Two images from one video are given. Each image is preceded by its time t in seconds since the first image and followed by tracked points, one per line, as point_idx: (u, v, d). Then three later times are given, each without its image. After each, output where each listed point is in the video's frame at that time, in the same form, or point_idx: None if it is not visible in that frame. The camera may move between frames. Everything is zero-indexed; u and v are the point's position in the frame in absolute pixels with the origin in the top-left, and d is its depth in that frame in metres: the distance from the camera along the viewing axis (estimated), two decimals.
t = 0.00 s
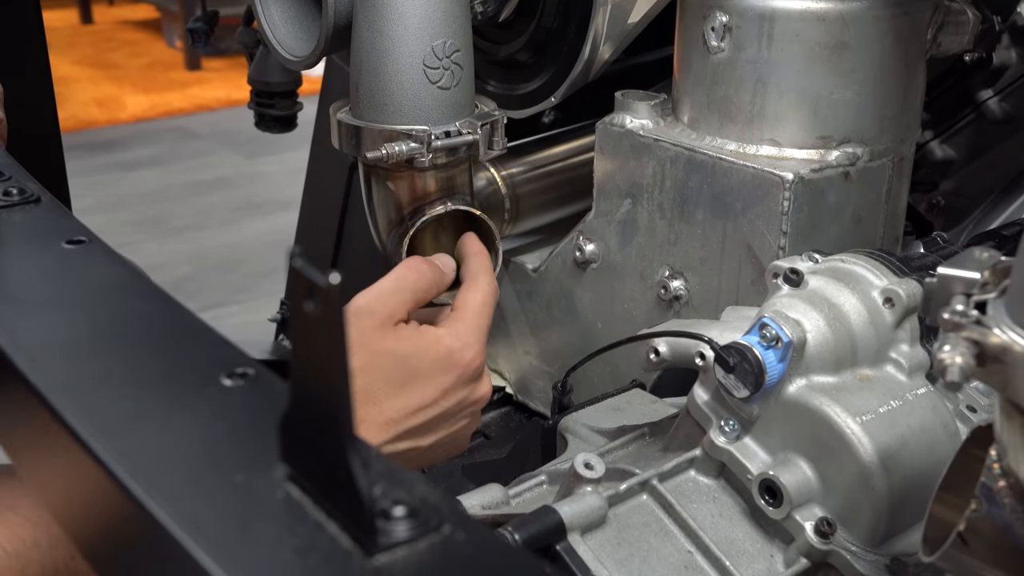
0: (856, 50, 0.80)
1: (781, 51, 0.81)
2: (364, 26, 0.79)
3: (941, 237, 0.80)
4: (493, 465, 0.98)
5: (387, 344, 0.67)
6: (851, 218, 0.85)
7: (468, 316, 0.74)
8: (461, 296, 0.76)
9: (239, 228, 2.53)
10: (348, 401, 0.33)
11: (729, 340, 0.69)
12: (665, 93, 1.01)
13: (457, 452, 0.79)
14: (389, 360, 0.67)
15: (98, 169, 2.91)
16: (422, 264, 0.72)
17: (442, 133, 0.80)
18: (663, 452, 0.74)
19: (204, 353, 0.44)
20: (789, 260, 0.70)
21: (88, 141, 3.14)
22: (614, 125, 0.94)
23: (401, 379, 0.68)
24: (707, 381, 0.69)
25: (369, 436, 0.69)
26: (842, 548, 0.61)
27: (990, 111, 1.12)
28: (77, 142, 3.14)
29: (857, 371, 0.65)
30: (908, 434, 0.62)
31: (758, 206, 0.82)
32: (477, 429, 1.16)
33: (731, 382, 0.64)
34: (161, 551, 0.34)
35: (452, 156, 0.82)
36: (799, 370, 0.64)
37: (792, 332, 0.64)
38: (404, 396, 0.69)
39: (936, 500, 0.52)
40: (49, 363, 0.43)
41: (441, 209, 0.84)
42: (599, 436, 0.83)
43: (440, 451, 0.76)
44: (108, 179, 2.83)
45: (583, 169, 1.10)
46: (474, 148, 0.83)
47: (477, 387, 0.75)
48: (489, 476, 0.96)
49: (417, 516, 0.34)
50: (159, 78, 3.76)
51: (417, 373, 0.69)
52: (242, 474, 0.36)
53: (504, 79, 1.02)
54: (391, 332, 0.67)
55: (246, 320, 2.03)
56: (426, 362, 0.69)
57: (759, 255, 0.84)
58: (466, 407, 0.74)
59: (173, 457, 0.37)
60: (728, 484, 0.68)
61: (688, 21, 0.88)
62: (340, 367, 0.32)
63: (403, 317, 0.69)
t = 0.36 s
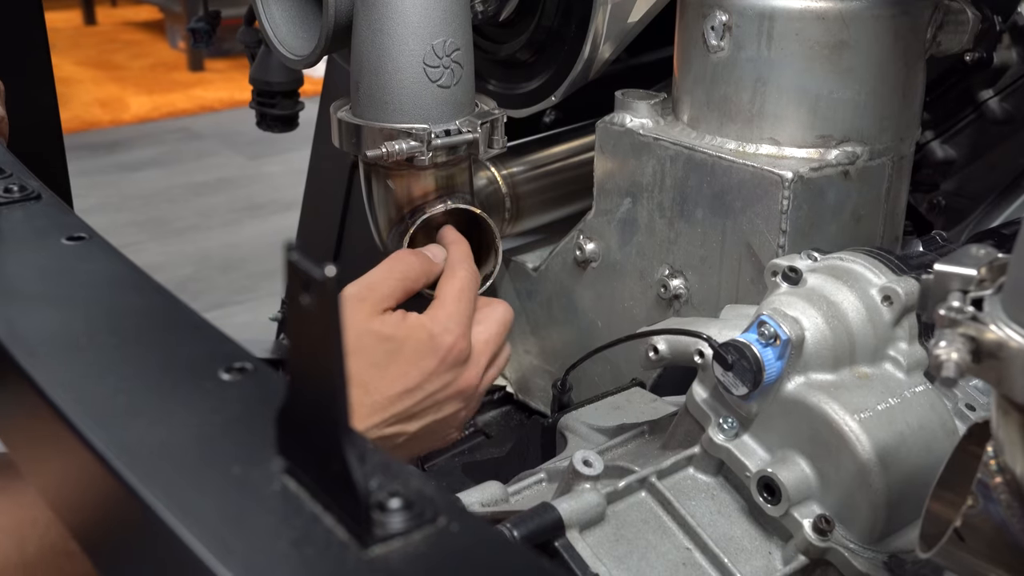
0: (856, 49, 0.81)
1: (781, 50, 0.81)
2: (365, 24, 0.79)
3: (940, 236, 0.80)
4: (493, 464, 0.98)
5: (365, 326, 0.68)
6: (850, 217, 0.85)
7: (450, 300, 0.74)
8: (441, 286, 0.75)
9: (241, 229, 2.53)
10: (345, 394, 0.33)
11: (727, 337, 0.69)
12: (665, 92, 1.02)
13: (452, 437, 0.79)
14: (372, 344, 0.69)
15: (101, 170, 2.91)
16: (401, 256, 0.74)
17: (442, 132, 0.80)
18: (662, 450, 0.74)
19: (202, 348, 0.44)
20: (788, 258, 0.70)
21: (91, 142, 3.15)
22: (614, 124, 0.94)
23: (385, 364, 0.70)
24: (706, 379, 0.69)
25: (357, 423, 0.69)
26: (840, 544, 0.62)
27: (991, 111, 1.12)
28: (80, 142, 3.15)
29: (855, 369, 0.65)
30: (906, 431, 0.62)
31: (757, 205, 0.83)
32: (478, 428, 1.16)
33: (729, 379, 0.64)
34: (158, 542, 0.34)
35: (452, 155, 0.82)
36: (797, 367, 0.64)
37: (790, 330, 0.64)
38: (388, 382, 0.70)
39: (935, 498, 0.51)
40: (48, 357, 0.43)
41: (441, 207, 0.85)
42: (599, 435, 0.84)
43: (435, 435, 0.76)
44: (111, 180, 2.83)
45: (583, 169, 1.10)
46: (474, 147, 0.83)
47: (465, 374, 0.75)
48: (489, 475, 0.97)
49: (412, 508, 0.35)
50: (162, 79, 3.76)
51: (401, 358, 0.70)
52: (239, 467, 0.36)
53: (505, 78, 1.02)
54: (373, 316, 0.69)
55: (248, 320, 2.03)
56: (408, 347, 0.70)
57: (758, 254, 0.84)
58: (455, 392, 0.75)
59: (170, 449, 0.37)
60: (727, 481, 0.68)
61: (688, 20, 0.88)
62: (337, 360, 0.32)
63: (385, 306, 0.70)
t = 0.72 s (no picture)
0: (854, 49, 0.81)
1: (779, 50, 0.82)
2: (365, 26, 0.79)
3: (937, 235, 0.80)
4: (494, 463, 0.99)
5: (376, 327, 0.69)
6: (849, 217, 0.85)
7: (462, 300, 0.74)
8: (456, 284, 0.76)
9: (244, 230, 2.54)
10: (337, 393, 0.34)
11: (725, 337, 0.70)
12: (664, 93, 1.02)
13: (464, 436, 0.79)
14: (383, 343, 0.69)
15: (104, 171, 2.92)
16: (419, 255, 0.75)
17: (442, 132, 0.81)
18: (661, 449, 0.75)
19: (201, 348, 0.44)
20: (786, 258, 0.70)
21: (94, 144, 3.16)
22: (614, 124, 0.95)
23: (396, 363, 0.70)
24: (704, 378, 0.70)
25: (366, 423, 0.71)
26: (837, 543, 0.62)
27: (991, 111, 1.11)
28: (83, 144, 3.16)
29: (853, 368, 0.65)
30: (903, 430, 0.62)
31: (756, 205, 0.83)
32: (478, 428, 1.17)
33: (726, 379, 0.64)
34: (156, 540, 0.35)
35: (451, 156, 0.83)
36: (795, 366, 0.64)
37: (787, 329, 0.64)
38: (402, 379, 0.71)
39: (930, 495, 0.50)
40: (48, 358, 0.44)
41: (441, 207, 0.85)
42: (598, 434, 0.84)
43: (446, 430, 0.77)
44: (114, 181, 2.84)
45: (583, 169, 1.11)
46: (474, 148, 0.84)
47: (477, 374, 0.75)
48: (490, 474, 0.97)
49: (407, 506, 0.35)
50: (165, 80, 3.77)
51: (412, 359, 0.71)
52: (236, 465, 0.37)
53: (504, 79, 1.03)
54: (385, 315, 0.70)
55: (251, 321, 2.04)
56: (422, 345, 0.70)
57: (757, 254, 0.84)
58: (466, 391, 0.75)
59: (168, 447, 0.37)
60: (725, 480, 0.69)
61: (687, 21, 0.88)
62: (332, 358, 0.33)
63: (400, 305, 0.71)
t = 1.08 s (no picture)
0: (854, 53, 0.81)
1: (779, 54, 0.82)
2: (366, 31, 0.80)
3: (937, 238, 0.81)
4: (495, 466, 0.99)
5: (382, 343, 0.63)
6: (850, 220, 0.85)
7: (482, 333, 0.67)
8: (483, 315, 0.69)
9: (248, 232, 2.54)
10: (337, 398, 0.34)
11: (726, 340, 0.70)
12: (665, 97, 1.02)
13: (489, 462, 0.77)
14: (386, 362, 0.63)
15: (108, 173, 2.93)
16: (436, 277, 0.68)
17: (443, 137, 0.81)
18: (663, 452, 0.75)
19: (203, 353, 0.45)
20: (786, 262, 0.71)
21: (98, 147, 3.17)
22: (615, 128, 0.95)
23: (399, 386, 0.64)
24: (705, 381, 0.70)
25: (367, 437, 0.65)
26: (838, 546, 0.62)
27: (992, 113, 1.11)
28: (87, 147, 3.17)
29: (853, 371, 0.65)
30: (903, 433, 0.62)
31: (757, 208, 0.83)
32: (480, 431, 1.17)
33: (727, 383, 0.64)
34: (158, 544, 0.35)
35: (453, 159, 0.82)
36: (795, 370, 0.65)
37: (787, 333, 0.64)
38: (402, 405, 0.64)
39: (929, 499, 0.50)
40: (50, 362, 0.44)
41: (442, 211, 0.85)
42: (599, 436, 0.84)
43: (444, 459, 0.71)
44: (118, 184, 2.85)
45: (585, 173, 1.11)
46: (475, 152, 0.84)
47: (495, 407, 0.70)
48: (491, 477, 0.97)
49: (407, 510, 0.35)
50: (169, 83, 3.78)
51: (415, 387, 0.64)
52: (238, 470, 0.37)
53: (506, 83, 1.03)
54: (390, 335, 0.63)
55: (254, 323, 2.04)
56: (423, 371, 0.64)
57: (758, 257, 0.84)
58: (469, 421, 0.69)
59: (170, 452, 0.38)
60: (726, 483, 0.69)
61: (687, 24, 0.88)
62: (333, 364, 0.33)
63: (410, 322, 0.65)
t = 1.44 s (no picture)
0: (853, 58, 0.81)
1: (779, 59, 0.82)
2: (367, 37, 0.80)
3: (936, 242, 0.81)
4: (497, 471, 0.99)
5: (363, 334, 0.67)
6: (850, 224, 0.86)
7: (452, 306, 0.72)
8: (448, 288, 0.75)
9: (250, 236, 2.55)
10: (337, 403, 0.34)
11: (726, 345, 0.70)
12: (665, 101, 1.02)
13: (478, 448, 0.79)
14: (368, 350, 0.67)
15: (110, 178, 2.93)
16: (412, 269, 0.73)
17: (444, 142, 0.81)
18: (663, 456, 0.75)
19: (204, 360, 0.45)
20: (786, 266, 0.71)
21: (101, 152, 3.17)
22: (616, 132, 0.95)
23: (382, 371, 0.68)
24: (705, 386, 0.70)
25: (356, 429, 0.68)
26: (838, 550, 0.62)
27: (993, 117, 1.11)
28: (90, 152, 3.17)
29: (853, 375, 0.66)
30: (903, 437, 0.62)
31: (757, 213, 0.83)
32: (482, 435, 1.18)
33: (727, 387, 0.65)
34: (159, 550, 0.35)
35: (454, 165, 0.83)
36: (795, 374, 0.65)
37: (787, 337, 0.64)
38: (388, 386, 0.68)
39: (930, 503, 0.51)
40: (52, 369, 0.44)
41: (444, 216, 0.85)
42: (601, 441, 0.84)
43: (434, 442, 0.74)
44: (120, 189, 2.85)
45: (586, 177, 1.11)
46: (476, 157, 0.84)
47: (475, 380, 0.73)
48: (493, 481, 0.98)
49: (407, 516, 0.36)
50: (171, 88, 3.79)
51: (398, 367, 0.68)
52: (238, 476, 0.37)
53: (506, 89, 1.04)
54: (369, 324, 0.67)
55: (257, 327, 2.04)
56: (404, 354, 0.68)
57: (758, 261, 0.85)
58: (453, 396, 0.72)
59: (171, 458, 0.38)
60: (727, 488, 0.69)
61: (687, 29, 0.89)
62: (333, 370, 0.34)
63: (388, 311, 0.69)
